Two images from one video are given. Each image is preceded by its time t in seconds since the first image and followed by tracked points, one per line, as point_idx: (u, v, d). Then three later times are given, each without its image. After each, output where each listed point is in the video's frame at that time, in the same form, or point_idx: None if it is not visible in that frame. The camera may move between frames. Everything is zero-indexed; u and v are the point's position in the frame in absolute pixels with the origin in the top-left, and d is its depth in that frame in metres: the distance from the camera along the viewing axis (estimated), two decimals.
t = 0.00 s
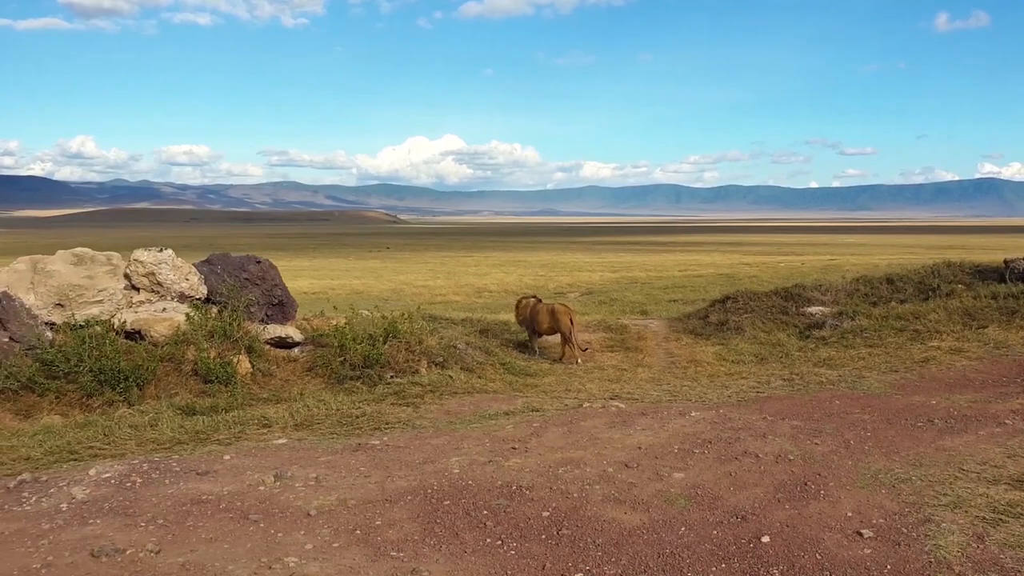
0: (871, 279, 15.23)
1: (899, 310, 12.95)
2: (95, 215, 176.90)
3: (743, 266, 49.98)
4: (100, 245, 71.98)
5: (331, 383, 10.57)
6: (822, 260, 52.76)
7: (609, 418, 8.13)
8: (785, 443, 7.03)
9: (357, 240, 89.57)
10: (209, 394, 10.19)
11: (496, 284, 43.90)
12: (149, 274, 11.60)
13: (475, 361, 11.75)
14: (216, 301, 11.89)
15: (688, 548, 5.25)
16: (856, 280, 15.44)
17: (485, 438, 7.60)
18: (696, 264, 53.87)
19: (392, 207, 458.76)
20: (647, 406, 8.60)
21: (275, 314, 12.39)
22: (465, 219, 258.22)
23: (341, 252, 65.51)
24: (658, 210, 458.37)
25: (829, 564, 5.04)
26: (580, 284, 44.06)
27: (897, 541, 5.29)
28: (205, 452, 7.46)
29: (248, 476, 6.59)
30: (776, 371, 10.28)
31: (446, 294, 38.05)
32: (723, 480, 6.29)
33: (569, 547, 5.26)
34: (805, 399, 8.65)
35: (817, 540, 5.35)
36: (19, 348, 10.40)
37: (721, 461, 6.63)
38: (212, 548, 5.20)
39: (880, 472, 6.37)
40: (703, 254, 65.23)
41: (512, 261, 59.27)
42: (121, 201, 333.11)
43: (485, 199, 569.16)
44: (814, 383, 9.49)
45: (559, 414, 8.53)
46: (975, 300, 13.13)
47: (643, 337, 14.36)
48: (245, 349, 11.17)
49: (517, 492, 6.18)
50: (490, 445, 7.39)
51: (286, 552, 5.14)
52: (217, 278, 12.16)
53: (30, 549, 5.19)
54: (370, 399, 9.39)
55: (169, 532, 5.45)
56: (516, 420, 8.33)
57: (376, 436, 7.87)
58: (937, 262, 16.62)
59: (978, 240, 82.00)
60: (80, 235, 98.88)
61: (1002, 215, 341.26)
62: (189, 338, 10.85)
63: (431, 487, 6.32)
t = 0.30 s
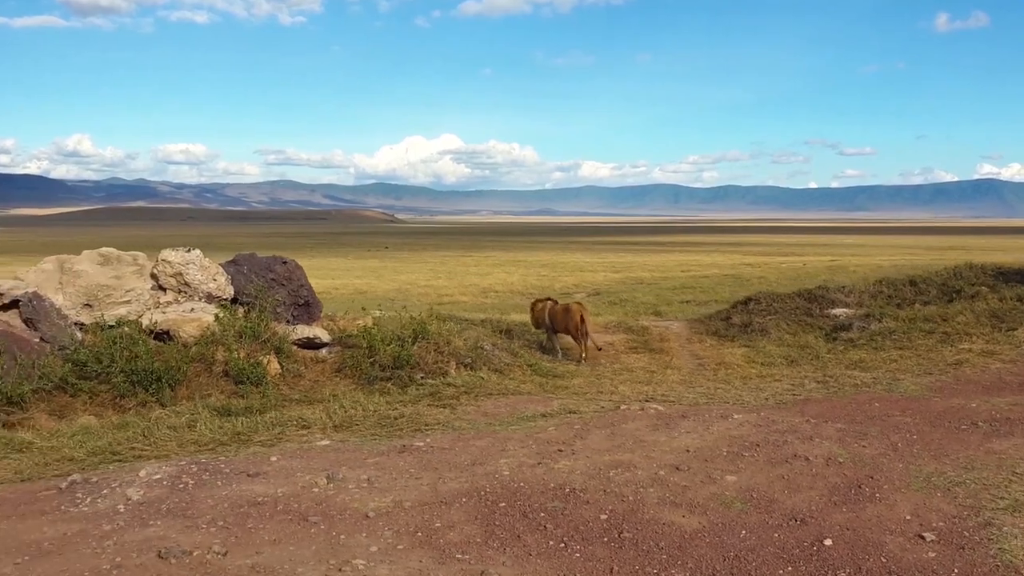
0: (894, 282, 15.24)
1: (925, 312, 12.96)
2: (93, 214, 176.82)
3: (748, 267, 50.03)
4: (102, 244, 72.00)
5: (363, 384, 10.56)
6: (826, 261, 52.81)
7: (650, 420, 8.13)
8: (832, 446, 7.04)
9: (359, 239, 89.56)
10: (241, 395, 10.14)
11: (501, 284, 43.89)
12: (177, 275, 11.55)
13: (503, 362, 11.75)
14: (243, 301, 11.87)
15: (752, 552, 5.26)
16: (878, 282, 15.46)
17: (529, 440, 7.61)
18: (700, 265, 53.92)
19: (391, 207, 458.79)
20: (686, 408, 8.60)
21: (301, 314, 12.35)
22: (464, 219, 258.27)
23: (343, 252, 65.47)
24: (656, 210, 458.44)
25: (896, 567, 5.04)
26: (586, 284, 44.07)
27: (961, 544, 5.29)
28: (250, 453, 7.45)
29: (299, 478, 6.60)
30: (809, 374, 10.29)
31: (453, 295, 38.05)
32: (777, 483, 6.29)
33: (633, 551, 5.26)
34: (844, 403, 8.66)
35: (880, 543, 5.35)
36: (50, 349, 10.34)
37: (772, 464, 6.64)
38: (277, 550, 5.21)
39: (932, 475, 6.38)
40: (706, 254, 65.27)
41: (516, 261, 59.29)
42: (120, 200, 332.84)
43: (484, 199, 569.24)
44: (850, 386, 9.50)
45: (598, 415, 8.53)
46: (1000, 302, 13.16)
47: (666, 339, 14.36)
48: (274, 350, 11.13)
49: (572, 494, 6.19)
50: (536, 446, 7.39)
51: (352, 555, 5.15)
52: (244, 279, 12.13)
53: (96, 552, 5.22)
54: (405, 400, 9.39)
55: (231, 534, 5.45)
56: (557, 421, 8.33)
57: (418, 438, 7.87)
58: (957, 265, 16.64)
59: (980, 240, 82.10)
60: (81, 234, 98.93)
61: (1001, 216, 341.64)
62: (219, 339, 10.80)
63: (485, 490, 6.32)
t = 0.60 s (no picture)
0: (915, 284, 15.32)
1: (950, 314, 13.04)
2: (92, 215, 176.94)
3: (751, 269, 50.13)
4: (104, 245, 72.00)
5: (399, 386, 10.64)
6: (830, 262, 52.93)
7: (695, 421, 8.21)
8: (882, 447, 7.12)
9: (360, 241, 89.63)
10: (280, 396, 10.23)
11: (506, 285, 43.96)
12: (212, 277, 11.63)
13: (534, 364, 11.83)
14: (277, 303, 11.94)
15: (820, 552, 5.33)
16: (900, 285, 15.53)
17: (578, 441, 7.68)
18: (704, 266, 54.00)
19: (389, 207, 458.95)
20: (729, 410, 8.68)
21: (332, 316, 12.42)
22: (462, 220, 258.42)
23: (345, 253, 65.44)
24: (655, 211, 458.83)
25: (966, 567, 5.12)
26: (591, 285, 44.14)
27: None
28: (304, 454, 7.53)
29: (359, 479, 6.67)
30: (844, 375, 10.37)
31: (459, 296, 38.09)
32: (834, 484, 6.38)
33: (703, 551, 5.34)
34: (885, 404, 8.74)
35: (946, 543, 5.43)
36: (89, 351, 10.44)
37: (826, 466, 6.73)
38: (353, 550, 5.28)
39: (986, 476, 6.46)
40: (707, 255, 65.40)
41: (519, 262, 59.35)
42: (118, 202, 332.71)
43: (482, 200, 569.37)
44: (887, 387, 9.58)
45: (641, 417, 8.61)
46: None
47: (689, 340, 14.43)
48: (308, 352, 11.24)
49: (632, 495, 6.27)
50: (587, 447, 7.47)
51: (429, 555, 5.22)
52: (277, 281, 12.20)
53: (175, 552, 5.30)
54: (445, 402, 9.46)
55: (305, 534, 5.53)
56: (601, 423, 8.41)
57: (467, 439, 7.95)
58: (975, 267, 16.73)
59: (981, 241, 82.28)
60: (82, 235, 98.95)
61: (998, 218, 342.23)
62: (255, 340, 10.90)
63: (545, 490, 6.39)
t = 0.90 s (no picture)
0: (934, 286, 15.41)
1: (973, 315, 13.13)
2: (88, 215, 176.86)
3: (753, 269, 50.26)
4: (101, 247, 72.09)
5: (433, 388, 10.72)
6: (829, 262, 53.20)
7: (738, 423, 8.30)
8: (930, 448, 7.21)
9: (359, 241, 89.85)
10: (317, 398, 10.31)
11: (510, 286, 44.05)
12: (245, 280, 11.70)
13: (564, 365, 11.92)
14: (308, 305, 12.02)
15: (886, 551, 5.41)
16: (919, 286, 15.63)
17: (625, 442, 7.76)
18: (705, 266, 54.10)
19: (385, 208, 458.85)
20: (769, 412, 8.77)
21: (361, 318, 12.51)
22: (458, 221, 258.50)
23: (346, 253, 65.42)
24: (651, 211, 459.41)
25: None
26: (594, 287, 44.25)
27: None
28: (356, 455, 7.61)
29: (418, 481, 6.75)
30: (875, 376, 10.47)
31: (465, 296, 38.16)
32: (888, 485, 6.46)
33: (771, 551, 5.42)
34: (923, 404, 8.83)
35: (1009, 543, 5.51)
36: (126, 352, 10.49)
37: (877, 466, 6.81)
38: (427, 551, 5.36)
39: None
40: (708, 255, 65.57)
41: (520, 263, 59.44)
42: (113, 202, 332.25)
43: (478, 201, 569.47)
44: (921, 388, 9.68)
45: (683, 418, 8.70)
46: None
47: (712, 342, 14.52)
48: (341, 354, 11.33)
49: (691, 496, 6.35)
50: (636, 449, 7.56)
51: (503, 556, 5.30)
52: (307, 283, 12.29)
53: (252, 553, 5.38)
54: (484, 404, 9.55)
55: (376, 536, 5.61)
56: (644, 424, 8.49)
57: (514, 440, 8.03)
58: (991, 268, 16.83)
59: (976, 241, 82.76)
60: (81, 236, 99.07)
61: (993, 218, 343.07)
62: (290, 342, 10.97)
63: (603, 492, 6.47)
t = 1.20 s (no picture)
0: (951, 287, 15.56)
1: (992, 316, 13.26)
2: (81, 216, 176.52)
3: (754, 269, 50.48)
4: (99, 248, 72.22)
5: (465, 390, 10.82)
6: (826, 262, 53.50)
7: (777, 425, 8.41)
8: (973, 449, 7.32)
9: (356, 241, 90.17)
10: (352, 399, 10.41)
11: (512, 287, 44.21)
12: (275, 283, 11.80)
13: (591, 367, 12.03)
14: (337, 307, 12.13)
15: (945, 549, 5.51)
16: (935, 287, 15.78)
17: (669, 443, 7.86)
18: (706, 266, 54.30)
19: (379, 208, 458.67)
20: (805, 414, 8.88)
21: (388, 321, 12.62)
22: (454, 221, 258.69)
23: (344, 254, 65.52)
24: (645, 211, 460.10)
25: None
26: (596, 287, 44.44)
27: None
28: (405, 458, 7.70)
29: (472, 483, 6.83)
30: (903, 377, 10.59)
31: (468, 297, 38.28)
32: (937, 484, 6.56)
33: (833, 551, 5.52)
34: (957, 405, 8.95)
35: None
36: (162, 354, 10.54)
37: (924, 466, 6.92)
38: (496, 551, 5.45)
39: None
40: (706, 255, 65.80)
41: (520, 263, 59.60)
42: (108, 203, 331.79)
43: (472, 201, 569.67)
44: (951, 388, 9.81)
45: (721, 419, 8.81)
46: None
47: (731, 343, 14.65)
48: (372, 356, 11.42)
49: (744, 497, 6.44)
50: (681, 450, 7.66)
51: (572, 556, 5.39)
52: (335, 286, 12.40)
53: (324, 554, 5.47)
54: (520, 406, 9.64)
55: (442, 536, 5.70)
56: (684, 426, 8.59)
57: (558, 442, 8.12)
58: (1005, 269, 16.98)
59: (971, 240, 83.21)
60: (78, 236, 99.20)
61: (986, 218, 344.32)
62: (322, 344, 11.05)
63: (658, 492, 6.56)
